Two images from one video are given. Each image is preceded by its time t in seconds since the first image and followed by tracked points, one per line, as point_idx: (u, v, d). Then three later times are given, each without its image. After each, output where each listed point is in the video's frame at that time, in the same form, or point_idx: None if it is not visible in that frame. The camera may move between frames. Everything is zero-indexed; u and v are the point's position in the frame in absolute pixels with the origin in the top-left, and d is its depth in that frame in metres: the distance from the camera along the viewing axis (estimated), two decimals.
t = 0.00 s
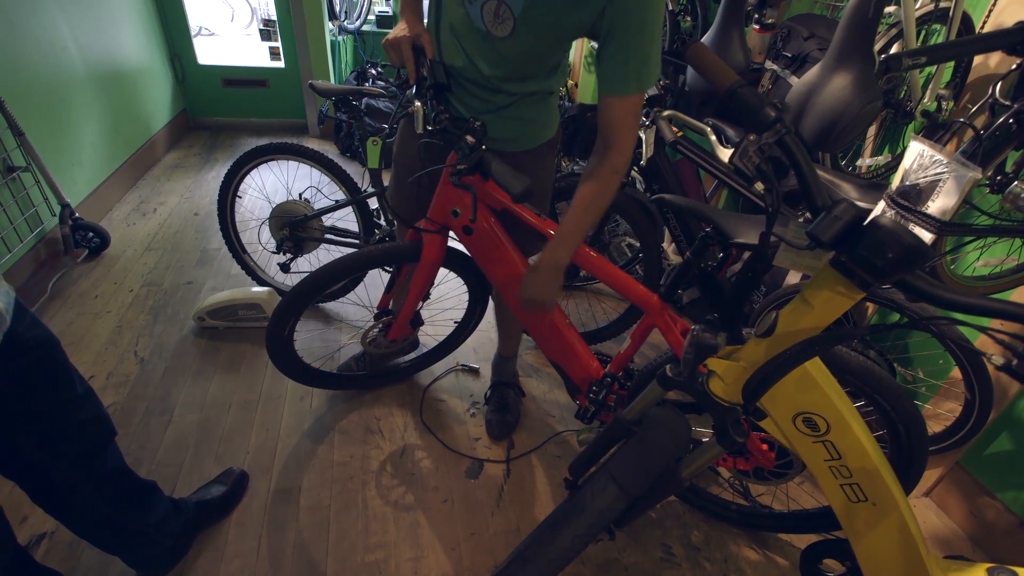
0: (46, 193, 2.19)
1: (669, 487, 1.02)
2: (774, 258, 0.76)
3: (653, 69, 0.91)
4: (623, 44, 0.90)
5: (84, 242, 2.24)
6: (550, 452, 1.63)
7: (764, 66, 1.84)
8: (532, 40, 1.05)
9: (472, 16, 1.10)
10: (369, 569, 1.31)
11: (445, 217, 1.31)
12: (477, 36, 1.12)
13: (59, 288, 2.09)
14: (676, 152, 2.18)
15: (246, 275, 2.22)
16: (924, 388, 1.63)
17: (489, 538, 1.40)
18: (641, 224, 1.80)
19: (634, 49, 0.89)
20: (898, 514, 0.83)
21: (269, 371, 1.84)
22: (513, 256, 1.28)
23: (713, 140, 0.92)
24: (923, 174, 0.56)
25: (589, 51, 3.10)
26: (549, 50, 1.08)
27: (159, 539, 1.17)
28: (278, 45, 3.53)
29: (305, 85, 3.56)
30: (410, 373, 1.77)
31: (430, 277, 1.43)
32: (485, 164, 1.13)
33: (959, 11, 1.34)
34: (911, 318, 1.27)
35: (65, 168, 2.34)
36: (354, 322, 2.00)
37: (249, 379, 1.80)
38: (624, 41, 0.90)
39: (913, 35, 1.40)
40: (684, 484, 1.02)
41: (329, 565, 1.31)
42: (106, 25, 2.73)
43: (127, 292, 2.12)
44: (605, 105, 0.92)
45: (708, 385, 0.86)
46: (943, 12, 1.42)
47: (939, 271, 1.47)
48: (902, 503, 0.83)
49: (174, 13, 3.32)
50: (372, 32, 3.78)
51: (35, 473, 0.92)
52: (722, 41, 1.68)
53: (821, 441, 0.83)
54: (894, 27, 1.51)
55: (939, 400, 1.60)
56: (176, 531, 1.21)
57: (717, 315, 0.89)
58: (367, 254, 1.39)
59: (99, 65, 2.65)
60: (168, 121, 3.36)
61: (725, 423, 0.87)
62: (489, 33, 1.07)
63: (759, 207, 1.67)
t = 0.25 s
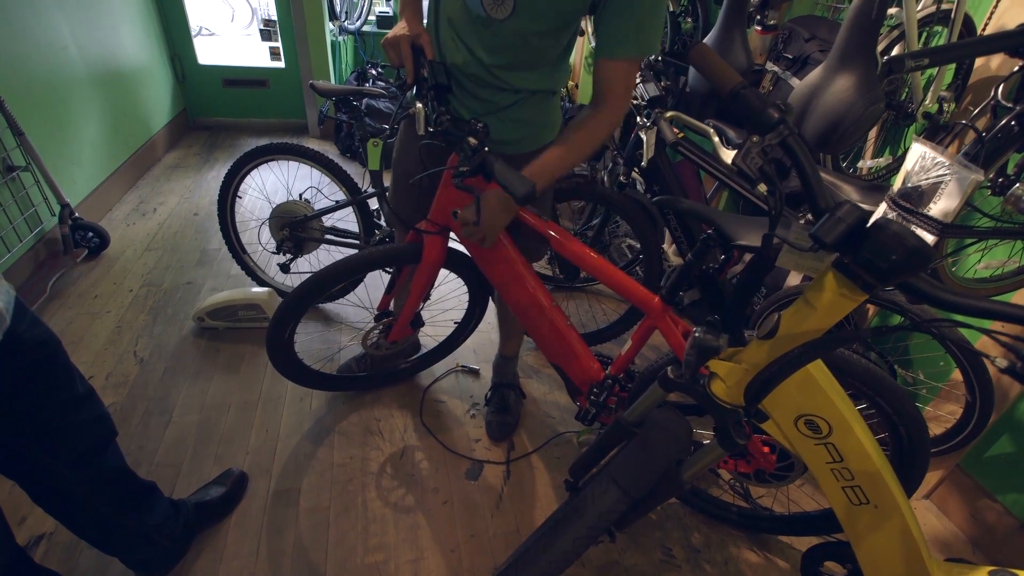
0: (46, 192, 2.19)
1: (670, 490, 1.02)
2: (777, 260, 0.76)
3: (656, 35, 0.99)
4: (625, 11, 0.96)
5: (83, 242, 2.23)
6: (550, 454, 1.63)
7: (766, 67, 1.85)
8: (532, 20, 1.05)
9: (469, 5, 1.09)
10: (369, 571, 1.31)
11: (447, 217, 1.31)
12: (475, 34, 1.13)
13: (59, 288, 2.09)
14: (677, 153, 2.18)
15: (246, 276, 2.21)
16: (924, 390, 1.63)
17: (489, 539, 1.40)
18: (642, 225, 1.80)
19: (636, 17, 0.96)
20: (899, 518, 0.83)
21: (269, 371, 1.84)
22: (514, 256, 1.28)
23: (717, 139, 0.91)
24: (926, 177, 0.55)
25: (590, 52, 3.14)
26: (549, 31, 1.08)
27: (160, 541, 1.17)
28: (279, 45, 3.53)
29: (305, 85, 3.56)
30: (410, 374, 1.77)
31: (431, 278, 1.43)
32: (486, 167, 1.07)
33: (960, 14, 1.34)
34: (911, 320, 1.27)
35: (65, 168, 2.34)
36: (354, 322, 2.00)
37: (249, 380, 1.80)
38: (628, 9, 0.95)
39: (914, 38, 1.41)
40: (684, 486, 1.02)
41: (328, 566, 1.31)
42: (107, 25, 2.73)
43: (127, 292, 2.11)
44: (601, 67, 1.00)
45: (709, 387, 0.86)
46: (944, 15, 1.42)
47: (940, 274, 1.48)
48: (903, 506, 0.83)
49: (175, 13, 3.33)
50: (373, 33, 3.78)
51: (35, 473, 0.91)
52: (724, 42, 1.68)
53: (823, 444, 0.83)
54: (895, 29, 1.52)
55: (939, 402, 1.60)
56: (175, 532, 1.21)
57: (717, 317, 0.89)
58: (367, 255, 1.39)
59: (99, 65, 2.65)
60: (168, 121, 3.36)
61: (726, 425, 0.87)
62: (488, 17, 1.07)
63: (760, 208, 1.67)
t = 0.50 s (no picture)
0: (47, 193, 2.19)
1: (670, 490, 1.02)
2: (778, 262, 0.75)
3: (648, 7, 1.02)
4: None
5: (84, 243, 2.24)
6: (550, 455, 1.63)
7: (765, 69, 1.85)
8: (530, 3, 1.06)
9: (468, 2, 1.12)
10: (369, 571, 1.31)
11: (446, 220, 1.31)
12: (473, 37, 1.15)
13: (59, 289, 2.09)
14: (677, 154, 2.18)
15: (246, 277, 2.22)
16: (924, 392, 1.63)
17: (488, 541, 1.40)
18: (642, 227, 1.80)
19: None
20: (899, 518, 0.84)
21: (268, 372, 1.84)
22: (513, 257, 1.29)
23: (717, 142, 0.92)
24: (926, 178, 0.56)
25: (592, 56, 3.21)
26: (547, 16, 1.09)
27: (160, 541, 1.17)
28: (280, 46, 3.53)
29: (306, 87, 3.57)
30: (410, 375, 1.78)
31: (431, 280, 1.43)
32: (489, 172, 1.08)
33: (959, 17, 1.34)
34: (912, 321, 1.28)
35: (66, 168, 2.34)
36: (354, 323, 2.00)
37: (249, 380, 1.80)
38: None
39: (914, 40, 1.41)
40: (684, 487, 1.02)
41: (328, 567, 1.31)
42: (108, 26, 2.73)
43: (127, 293, 2.11)
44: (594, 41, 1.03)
45: (709, 389, 0.86)
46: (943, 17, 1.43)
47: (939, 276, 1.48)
48: (903, 507, 0.83)
49: (177, 15, 3.33)
50: (374, 34, 3.79)
51: (36, 473, 0.92)
52: (724, 44, 1.69)
53: (823, 445, 0.83)
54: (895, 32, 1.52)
55: (938, 404, 1.60)
56: (175, 533, 1.21)
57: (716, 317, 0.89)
58: (367, 257, 1.40)
59: (100, 66, 2.65)
60: (168, 122, 3.36)
61: (726, 426, 0.87)
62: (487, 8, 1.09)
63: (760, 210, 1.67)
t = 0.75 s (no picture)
0: (44, 193, 2.19)
1: (669, 490, 1.02)
2: (777, 259, 0.74)
3: None
4: None
5: (82, 243, 2.23)
6: (549, 455, 1.63)
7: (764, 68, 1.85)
8: None
9: None
10: (368, 572, 1.31)
11: (444, 223, 1.31)
12: (465, 32, 1.14)
13: (56, 289, 2.08)
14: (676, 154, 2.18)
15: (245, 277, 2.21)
16: (923, 391, 1.63)
17: (488, 541, 1.39)
18: (641, 226, 1.80)
19: None
20: (899, 518, 0.83)
21: (267, 372, 1.83)
22: (512, 259, 1.29)
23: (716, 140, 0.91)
24: (926, 177, 0.55)
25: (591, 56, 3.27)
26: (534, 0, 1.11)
27: (158, 542, 1.16)
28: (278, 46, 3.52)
29: (305, 86, 3.57)
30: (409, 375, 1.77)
31: (432, 283, 1.43)
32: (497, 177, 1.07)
33: (958, 15, 1.34)
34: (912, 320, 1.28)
35: (63, 169, 2.33)
36: (355, 322, 2.01)
37: (248, 381, 1.79)
38: None
39: (913, 39, 1.41)
40: (683, 487, 1.02)
41: (327, 568, 1.31)
42: (106, 25, 2.73)
43: (125, 293, 2.11)
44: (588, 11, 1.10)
45: (708, 389, 0.86)
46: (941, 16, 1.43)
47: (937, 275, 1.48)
48: (903, 507, 0.83)
49: (175, 14, 3.32)
50: (373, 34, 3.79)
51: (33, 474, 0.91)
52: (723, 43, 1.69)
53: (822, 445, 0.83)
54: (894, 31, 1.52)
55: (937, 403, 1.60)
56: (173, 534, 1.20)
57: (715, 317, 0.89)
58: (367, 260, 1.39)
59: (98, 65, 2.65)
60: (167, 122, 3.35)
61: (725, 427, 0.87)
62: None
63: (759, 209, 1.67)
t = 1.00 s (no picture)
0: (41, 192, 2.18)
1: (667, 489, 1.02)
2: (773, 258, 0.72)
3: None
4: None
5: (79, 243, 2.22)
6: (547, 454, 1.63)
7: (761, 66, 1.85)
8: None
9: None
10: (365, 571, 1.30)
11: (443, 231, 1.32)
12: (446, 25, 1.14)
13: (53, 289, 2.08)
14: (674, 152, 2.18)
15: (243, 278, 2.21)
16: (921, 390, 1.63)
17: (485, 540, 1.39)
18: (640, 225, 1.80)
19: None
20: (896, 519, 0.84)
21: (264, 372, 1.83)
22: (510, 266, 1.29)
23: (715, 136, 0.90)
24: (927, 174, 0.55)
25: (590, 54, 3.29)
26: None
27: (155, 542, 1.16)
28: (275, 45, 3.51)
29: (303, 86, 3.56)
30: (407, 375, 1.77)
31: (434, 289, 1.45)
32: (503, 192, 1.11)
33: (955, 14, 1.34)
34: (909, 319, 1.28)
35: (60, 169, 2.33)
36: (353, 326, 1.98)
37: (245, 381, 1.79)
38: None
39: (910, 37, 1.41)
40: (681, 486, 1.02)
41: (324, 568, 1.31)
42: (103, 25, 2.72)
43: (122, 294, 2.10)
44: None
45: (706, 390, 0.86)
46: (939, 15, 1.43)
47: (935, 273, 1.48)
48: (900, 507, 0.83)
49: (172, 13, 3.31)
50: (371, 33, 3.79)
51: (29, 475, 0.91)
52: (721, 41, 1.68)
53: (821, 447, 0.83)
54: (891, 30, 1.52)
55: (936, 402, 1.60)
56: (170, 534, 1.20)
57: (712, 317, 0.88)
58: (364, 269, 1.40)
59: (95, 65, 2.64)
60: (164, 121, 3.35)
61: (721, 427, 0.87)
62: None
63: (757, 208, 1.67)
